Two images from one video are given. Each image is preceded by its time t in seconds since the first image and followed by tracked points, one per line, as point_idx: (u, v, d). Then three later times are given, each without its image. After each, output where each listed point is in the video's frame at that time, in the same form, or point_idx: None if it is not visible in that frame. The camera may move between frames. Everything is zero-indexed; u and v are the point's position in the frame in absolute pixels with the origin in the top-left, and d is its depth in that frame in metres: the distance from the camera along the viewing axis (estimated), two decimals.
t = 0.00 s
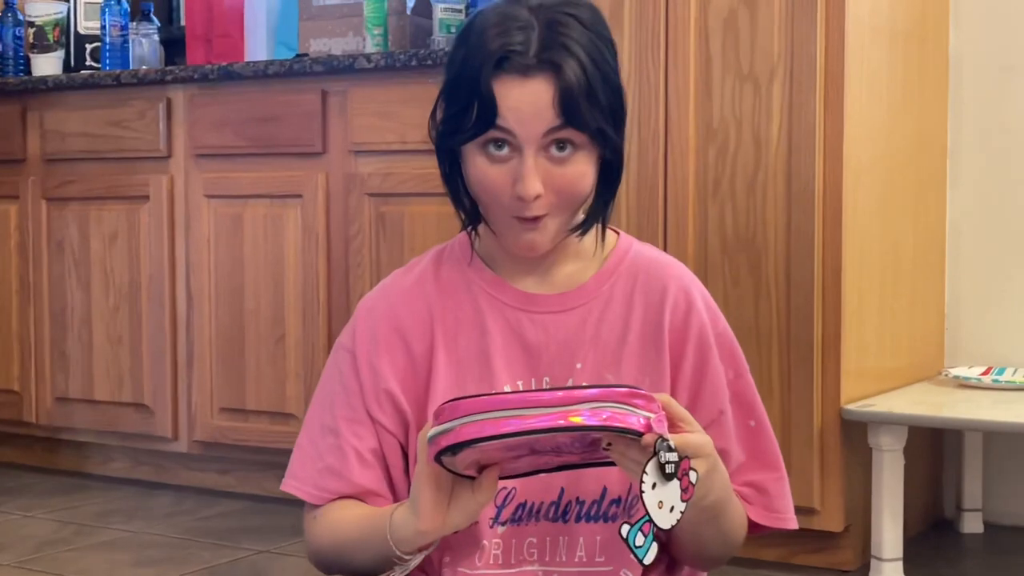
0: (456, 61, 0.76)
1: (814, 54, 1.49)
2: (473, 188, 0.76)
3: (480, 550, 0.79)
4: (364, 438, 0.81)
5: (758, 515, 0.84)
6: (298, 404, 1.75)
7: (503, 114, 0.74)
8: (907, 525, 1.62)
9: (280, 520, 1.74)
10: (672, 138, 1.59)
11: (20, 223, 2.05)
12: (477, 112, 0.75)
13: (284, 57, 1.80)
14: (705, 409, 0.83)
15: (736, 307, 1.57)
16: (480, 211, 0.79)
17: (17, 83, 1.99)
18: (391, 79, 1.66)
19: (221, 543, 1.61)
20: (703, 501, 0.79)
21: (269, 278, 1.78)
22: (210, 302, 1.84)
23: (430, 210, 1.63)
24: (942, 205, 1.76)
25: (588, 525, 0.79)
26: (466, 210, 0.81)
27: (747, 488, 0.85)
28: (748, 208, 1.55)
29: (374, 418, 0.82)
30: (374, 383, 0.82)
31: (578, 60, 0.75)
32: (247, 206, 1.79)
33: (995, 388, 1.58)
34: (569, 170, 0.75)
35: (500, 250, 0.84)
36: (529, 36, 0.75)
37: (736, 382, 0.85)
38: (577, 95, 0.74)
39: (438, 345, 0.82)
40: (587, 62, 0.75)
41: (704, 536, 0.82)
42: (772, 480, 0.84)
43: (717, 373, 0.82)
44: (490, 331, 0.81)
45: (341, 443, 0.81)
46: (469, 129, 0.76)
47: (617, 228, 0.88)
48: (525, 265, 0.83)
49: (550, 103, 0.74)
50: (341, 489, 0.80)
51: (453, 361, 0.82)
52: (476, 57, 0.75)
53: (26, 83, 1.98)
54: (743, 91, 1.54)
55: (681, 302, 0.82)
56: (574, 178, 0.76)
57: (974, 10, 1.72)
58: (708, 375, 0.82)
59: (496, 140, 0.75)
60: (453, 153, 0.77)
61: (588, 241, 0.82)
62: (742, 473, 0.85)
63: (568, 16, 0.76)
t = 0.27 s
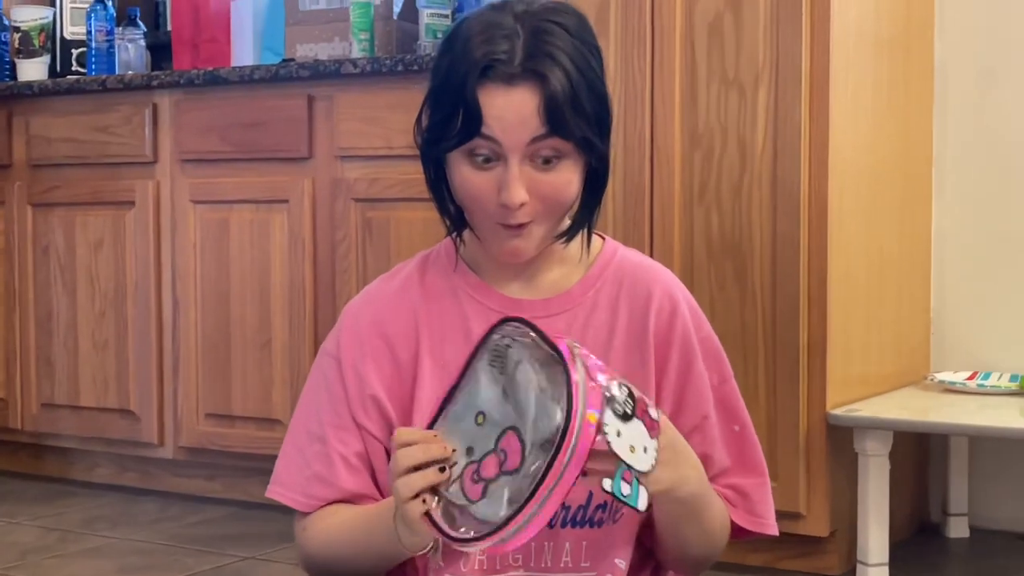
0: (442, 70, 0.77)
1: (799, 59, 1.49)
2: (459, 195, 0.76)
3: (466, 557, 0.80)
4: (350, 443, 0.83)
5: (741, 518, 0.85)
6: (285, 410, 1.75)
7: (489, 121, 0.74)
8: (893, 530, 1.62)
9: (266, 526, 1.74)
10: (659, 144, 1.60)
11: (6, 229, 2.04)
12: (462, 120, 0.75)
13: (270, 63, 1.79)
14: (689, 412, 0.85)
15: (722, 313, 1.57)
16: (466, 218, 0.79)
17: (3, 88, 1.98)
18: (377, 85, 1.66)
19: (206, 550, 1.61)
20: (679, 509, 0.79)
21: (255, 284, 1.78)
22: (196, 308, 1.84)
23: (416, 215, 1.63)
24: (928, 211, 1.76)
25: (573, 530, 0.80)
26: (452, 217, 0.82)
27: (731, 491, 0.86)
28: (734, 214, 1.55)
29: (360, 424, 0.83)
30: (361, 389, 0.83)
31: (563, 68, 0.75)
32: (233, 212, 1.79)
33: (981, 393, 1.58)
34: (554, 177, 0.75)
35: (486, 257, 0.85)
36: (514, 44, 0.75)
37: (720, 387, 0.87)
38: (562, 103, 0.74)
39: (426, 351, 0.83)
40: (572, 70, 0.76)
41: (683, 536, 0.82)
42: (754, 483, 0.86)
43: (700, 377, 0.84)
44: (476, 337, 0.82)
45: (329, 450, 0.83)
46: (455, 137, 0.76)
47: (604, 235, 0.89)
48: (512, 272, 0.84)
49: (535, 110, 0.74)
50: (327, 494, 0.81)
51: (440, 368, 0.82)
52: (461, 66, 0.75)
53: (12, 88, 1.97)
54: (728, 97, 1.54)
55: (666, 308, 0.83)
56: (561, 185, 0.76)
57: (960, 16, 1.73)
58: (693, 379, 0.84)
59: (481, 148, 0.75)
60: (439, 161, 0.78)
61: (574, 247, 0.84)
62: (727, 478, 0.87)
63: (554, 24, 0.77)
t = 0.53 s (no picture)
0: (429, 78, 0.78)
1: (786, 66, 1.49)
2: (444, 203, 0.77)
3: (451, 562, 0.83)
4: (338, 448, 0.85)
5: (722, 526, 0.85)
6: (273, 416, 1.75)
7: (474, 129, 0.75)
8: (880, 536, 1.62)
9: (255, 533, 1.74)
10: (647, 150, 1.60)
11: None
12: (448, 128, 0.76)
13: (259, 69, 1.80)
14: (671, 419, 0.85)
15: (709, 319, 1.58)
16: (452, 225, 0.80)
17: None
18: (365, 91, 1.66)
19: (194, 556, 1.60)
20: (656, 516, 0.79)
21: (243, 290, 1.78)
22: (185, 314, 1.84)
23: (404, 222, 1.63)
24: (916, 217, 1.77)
25: (557, 537, 0.82)
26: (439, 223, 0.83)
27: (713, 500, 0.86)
28: (721, 220, 1.55)
29: (347, 429, 0.85)
30: (347, 395, 0.85)
31: (547, 76, 0.76)
32: (222, 218, 1.79)
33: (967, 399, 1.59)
34: (539, 185, 0.76)
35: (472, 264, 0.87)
36: (499, 52, 0.77)
37: (704, 396, 0.87)
38: (546, 111, 0.75)
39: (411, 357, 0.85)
40: (556, 79, 0.77)
41: (661, 544, 0.83)
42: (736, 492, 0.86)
43: (682, 384, 0.85)
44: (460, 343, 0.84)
45: (317, 457, 0.85)
46: (441, 145, 0.77)
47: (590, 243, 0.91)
48: (497, 279, 0.87)
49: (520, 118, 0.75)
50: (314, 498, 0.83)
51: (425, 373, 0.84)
52: (447, 74, 0.76)
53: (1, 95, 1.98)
54: (716, 104, 1.55)
55: (648, 315, 0.85)
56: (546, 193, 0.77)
57: (948, 23, 1.73)
58: (676, 386, 0.85)
59: (467, 157, 0.76)
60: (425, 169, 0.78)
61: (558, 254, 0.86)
62: (709, 487, 0.87)
63: (539, 33, 0.79)
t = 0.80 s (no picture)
0: (420, 79, 0.78)
1: (778, 71, 1.49)
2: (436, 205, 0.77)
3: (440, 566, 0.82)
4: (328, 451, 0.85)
5: (708, 533, 0.85)
6: (264, 420, 1.75)
7: (466, 130, 0.75)
8: (872, 542, 1.62)
9: (245, 537, 1.73)
10: (639, 154, 1.60)
11: None
12: (440, 130, 0.75)
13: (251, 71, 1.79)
14: (661, 423, 0.85)
15: (701, 324, 1.57)
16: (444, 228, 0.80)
17: None
18: (357, 94, 1.66)
19: (183, 560, 1.60)
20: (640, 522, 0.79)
21: (235, 293, 1.77)
22: (176, 317, 1.84)
23: (396, 225, 1.63)
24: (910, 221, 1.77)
25: (548, 541, 0.82)
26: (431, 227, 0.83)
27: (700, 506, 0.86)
28: (714, 225, 1.55)
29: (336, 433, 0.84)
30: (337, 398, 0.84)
31: (539, 77, 0.76)
32: (213, 221, 1.79)
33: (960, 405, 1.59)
34: (532, 186, 0.76)
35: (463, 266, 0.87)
36: (491, 54, 0.76)
37: (693, 401, 0.87)
38: (538, 112, 0.75)
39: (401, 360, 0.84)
40: (548, 80, 0.76)
41: (648, 551, 0.82)
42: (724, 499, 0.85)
43: (673, 390, 0.84)
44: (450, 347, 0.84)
45: (306, 461, 0.85)
46: (432, 147, 0.76)
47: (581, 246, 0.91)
48: (488, 283, 0.86)
49: (512, 119, 0.75)
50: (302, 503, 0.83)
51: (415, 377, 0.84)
52: (439, 75, 0.76)
53: None
54: (709, 108, 1.54)
55: (639, 319, 0.84)
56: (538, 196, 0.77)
57: (942, 28, 1.73)
58: (666, 391, 0.84)
59: (458, 159, 0.76)
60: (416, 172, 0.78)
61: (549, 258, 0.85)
62: (696, 492, 0.86)
63: (531, 34, 0.78)
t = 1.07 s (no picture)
0: (413, 79, 0.77)
1: (773, 75, 1.48)
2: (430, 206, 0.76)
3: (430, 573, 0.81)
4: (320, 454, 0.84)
5: (703, 538, 0.84)
6: (255, 424, 1.74)
7: (460, 130, 0.74)
8: (865, 547, 1.62)
9: (235, 542, 1.72)
10: (633, 158, 1.59)
11: None
12: (433, 130, 0.75)
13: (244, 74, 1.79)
14: (655, 428, 0.84)
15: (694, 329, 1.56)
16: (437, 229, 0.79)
17: None
18: (350, 97, 1.65)
19: (173, 565, 1.59)
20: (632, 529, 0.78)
21: (226, 296, 1.76)
22: (167, 321, 1.83)
23: (389, 229, 1.62)
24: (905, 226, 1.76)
25: (539, 548, 0.81)
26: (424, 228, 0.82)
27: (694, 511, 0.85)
28: (707, 230, 1.54)
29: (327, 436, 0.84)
30: (328, 401, 0.84)
31: (532, 76, 0.75)
32: (205, 224, 1.78)
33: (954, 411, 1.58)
34: (527, 187, 0.76)
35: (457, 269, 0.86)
36: (484, 53, 0.76)
37: (688, 407, 0.86)
38: (531, 112, 0.75)
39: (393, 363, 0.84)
40: (542, 80, 0.76)
41: (638, 559, 0.82)
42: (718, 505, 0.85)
43: (667, 394, 0.84)
44: (442, 350, 0.83)
45: (296, 463, 0.84)
46: (426, 148, 0.76)
47: (575, 250, 0.90)
48: (482, 285, 0.86)
49: (506, 118, 0.74)
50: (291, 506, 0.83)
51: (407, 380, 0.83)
52: (432, 75, 0.75)
53: None
54: (702, 113, 1.54)
55: (633, 322, 0.84)
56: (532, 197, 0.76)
57: (936, 33, 1.73)
58: (660, 394, 0.83)
59: (451, 160, 0.75)
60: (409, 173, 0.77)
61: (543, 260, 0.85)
62: (691, 497, 0.85)
63: (525, 34, 0.78)
